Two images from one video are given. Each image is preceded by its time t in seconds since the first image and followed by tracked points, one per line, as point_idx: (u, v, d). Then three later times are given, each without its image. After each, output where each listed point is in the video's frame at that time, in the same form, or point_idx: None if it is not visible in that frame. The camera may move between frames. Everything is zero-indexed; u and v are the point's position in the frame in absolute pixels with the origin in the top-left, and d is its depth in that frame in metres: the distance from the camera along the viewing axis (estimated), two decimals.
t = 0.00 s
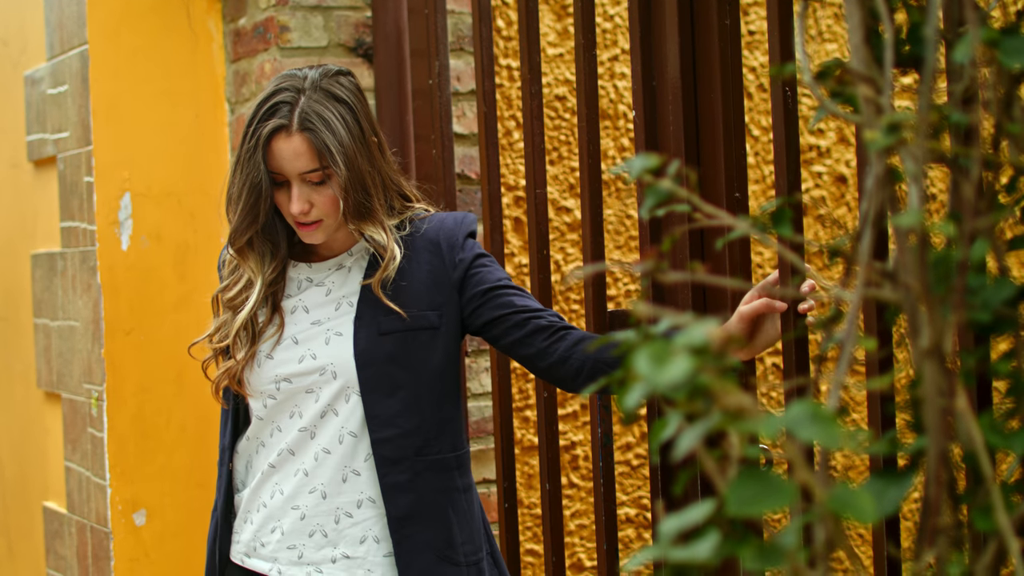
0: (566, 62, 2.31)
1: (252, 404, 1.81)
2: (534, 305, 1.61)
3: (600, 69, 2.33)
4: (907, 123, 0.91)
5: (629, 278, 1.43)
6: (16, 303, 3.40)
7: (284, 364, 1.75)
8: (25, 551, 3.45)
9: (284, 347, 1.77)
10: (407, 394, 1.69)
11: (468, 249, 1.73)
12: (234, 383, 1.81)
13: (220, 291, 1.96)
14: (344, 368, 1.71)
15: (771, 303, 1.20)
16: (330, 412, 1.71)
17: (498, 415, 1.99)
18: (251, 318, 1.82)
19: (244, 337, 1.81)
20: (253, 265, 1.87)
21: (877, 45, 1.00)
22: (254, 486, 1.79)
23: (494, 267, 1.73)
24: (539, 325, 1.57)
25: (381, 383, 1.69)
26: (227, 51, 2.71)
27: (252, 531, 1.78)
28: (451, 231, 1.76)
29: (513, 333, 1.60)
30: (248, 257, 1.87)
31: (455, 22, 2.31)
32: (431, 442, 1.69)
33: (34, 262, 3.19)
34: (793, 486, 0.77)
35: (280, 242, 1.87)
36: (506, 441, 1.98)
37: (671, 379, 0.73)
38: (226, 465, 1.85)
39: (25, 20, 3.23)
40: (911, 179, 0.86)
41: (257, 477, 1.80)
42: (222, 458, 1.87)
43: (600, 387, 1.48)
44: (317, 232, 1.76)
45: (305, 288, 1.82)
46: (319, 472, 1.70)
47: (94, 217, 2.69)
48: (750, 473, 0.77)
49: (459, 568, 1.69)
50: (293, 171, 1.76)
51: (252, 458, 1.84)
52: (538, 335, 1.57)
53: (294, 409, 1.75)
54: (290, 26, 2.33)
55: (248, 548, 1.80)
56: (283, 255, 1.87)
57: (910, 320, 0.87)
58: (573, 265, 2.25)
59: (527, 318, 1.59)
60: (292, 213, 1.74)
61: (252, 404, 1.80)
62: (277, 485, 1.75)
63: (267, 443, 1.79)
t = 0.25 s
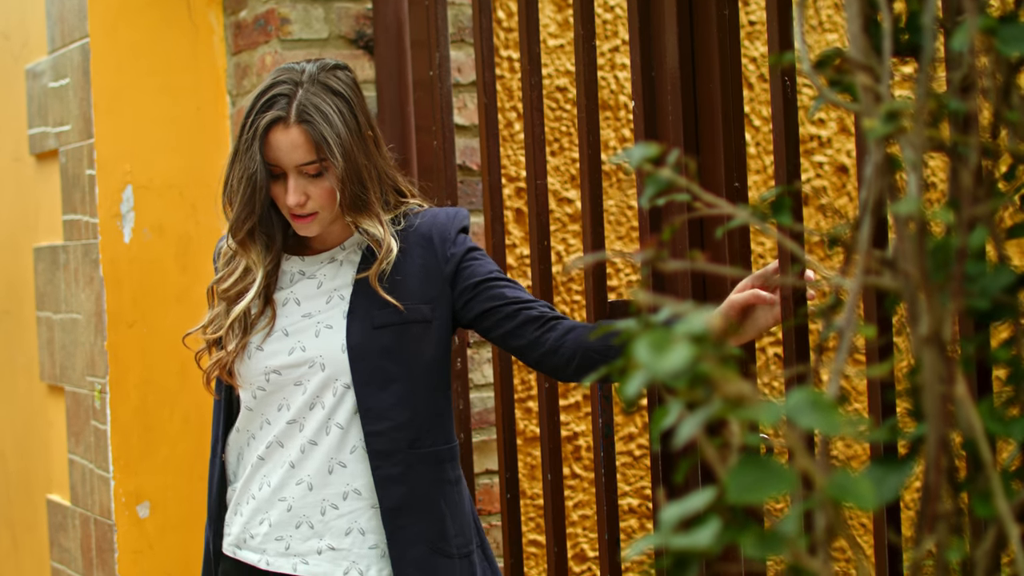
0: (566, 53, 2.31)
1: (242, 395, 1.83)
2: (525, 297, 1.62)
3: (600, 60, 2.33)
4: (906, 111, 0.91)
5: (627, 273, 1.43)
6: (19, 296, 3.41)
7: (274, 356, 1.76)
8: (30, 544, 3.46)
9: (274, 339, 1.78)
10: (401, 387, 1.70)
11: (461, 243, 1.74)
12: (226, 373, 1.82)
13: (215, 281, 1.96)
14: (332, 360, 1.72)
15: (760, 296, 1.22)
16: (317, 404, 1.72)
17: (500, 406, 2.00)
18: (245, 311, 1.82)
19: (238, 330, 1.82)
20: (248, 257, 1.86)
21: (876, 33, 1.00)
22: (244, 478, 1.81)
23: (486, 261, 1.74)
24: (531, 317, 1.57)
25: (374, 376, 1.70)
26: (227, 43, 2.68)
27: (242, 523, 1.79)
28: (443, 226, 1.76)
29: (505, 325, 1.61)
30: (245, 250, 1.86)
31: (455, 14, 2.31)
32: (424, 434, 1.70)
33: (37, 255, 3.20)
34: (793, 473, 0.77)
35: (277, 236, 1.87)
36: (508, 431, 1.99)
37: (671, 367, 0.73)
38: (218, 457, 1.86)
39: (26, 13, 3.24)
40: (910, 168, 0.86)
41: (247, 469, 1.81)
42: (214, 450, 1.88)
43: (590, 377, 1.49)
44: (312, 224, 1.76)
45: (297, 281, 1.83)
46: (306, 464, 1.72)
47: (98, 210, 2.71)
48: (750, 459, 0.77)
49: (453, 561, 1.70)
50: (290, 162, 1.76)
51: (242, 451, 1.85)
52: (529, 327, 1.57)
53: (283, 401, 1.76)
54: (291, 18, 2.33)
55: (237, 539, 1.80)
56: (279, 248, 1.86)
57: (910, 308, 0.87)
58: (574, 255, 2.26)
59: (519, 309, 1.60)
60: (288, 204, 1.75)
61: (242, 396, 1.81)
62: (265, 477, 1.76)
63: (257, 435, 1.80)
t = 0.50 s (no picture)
0: (568, 48, 2.31)
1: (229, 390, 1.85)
2: (514, 293, 1.63)
3: (602, 54, 2.33)
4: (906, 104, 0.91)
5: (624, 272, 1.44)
6: (22, 292, 3.41)
7: (260, 352, 1.77)
8: (33, 539, 3.47)
9: (261, 335, 1.79)
10: (392, 382, 1.70)
11: (451, 241, 1.75)
12: (215, 368, 1.84)
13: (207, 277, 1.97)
14: (317, 356, 1.73)
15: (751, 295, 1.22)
16: (301, 400, 1.73)
17: (501, 401, 2.00)
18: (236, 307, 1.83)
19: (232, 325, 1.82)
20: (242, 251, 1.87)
21: (876, 26, 1.00)
22: (233, 471, 1.82)
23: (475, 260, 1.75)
24: (519, 311, 1.58)
25: (363, 372, 1.70)
26: (230, 38, 2.66)
27: (230, 516, 1.80)
28: (432, 225, 1.78)
29: (493, 319, 1.62)
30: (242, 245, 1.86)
31: (456, 9, 2.32)
32: (415, 430, 1.70)
33: (40, 250, 3.21)
34: (793, 464, 0.77)
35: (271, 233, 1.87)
36: (510, 425, 1.99)
37: (672, 359, 0.73)
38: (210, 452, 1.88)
39: (29, 9, 3.24)
40: (910, 160, 0.86)
41: (235, 462, 1.82)
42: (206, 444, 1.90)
43: (575, 372, 1.49)
44: (307, 221, 1.77)
45: (285, 277, 1.84)
46: (290, 458, 1.72)
47: (101, 205, 2.72)
48: (751, 451, 0.77)
49: (443, 556, 1.70)
50: (289, 158, 1.77)
51: (231, 445, 1.86)
52: (517, 321, 1.58)
53: (269, 396, 1.77)
54: (293, 13, 2.33)
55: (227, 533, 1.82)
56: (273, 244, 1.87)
57: (910, 300, 0.87)
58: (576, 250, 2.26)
59: (507, 304, 1.61)
60: (286, 199, 1.75)
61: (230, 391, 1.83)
62: (251, 471, 1.77)
63: (245, 429, 1.81)
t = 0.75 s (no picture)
0: (571, 46, 2.31)
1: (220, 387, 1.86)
2: (501, 290, 1.65)
3: (605, 52, 2.33)
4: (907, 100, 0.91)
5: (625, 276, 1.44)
6: (26, 291, 3.42)
7: (250, 349, 1.79)
8: (38, 537, 3.48)
9: (250, 333, 1.81)
10: (381, 380, 1.72)
11: (439, 240, 1.76)
12: (207, 363, 1.84)
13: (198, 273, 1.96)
14: (306, 353, 1.74)
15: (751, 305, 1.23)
16: (290, 397, 1.75)
17: (505, 398, 2.00)
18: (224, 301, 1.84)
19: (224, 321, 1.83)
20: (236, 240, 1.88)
21: (877, 23, 1.00)
22: (225, 468, 1.84)
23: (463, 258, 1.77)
24: (506, 309, 1.61)
25: (353, 370, 1.72)
26: (233, 37, 2.62)
27: (222, 512, 1.82)
28: (420, 224, 1.79)
29: (481, 316, 1.64)
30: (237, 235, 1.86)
31: (459, 7, 2.32)
32: (404, 427, 1.72)
33: (44, 249, 3.22)
34: (795, 460, 0.77)
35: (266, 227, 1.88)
36: (514, 423, 1.99)
37: (673, 356, 0.74)
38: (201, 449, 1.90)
39: (32, 9, 3.25)
40: (911, 157, 0.87)
41: (228, 458, 1.84)
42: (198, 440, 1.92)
43: (561, 370, 1.52)
44: (304, 213, 1.77)
45: (275, 275, 1.85)
46: (280, 454, 1.74)
47: (105, 204, 2.73)
48: (752, 447, 0.78)
49: (432, 551, 1.73)
50: (293, 147, 1.77)
51: (223, 441, 1.88)
52: (504, 319, 1.61)
53: (260, 393, 1.78)
54: (296, 11, 2.32)
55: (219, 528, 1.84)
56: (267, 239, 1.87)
57: (911, 296, 0.87)
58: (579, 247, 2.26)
59: (493, 302, 1.63)
60: (286, 188, 1.75)
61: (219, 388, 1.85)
62: (244, 467, 1.79)
63: (236, 426, 1.83)
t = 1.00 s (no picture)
0: (572, 45, 2.31)
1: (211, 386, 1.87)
2: (481, 294, 1.66)
3: (605, 52, 2.34)
4: (905, 98, 0.92)
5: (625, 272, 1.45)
6: (28, 291, 3.43)
7: (241, 349, 1.80)
8: (40, 538, 3.49)
9: (240, 332, 1.82)
10: (368, 378, 1.74)
11: (424, 239, 1.77)
12: (204, 353, 1.85)
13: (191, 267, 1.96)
14: (297, 352, 1.75)
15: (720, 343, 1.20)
16: (283, 395, 1.76)
17: (506, 397, 2.01)
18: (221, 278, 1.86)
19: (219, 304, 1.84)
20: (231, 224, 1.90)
21: (875, 20, 1.00)
22: (218, 466, 1.85)
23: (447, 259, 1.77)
24: (482, 315, 1.61)
25: (341, 369, 1.74)
26: (233, 37, 2.57)
27: (215, 510, 1.83)
28: (406, 224, 1.80)
29: (461, 320, 1.65)
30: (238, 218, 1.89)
31: (459, 7, 2.33)
32: (389, 425, 1.74)
33: (46, 250, 3.22)
34: (793, 456, 0.77)
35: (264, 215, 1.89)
36: (515, 422, 1.99)
37: (671, 353, 0.74)
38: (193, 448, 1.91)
39: (33, 10, 3.26)
40: (909, 154, 0.87)
41: (220, 457, 1.85)
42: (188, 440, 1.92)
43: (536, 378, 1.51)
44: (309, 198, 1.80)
45: (263, 275, 1.86)
46: (274, 452, 1.75)
47: (106, 205, 2.73)
48: (751, 444, 0.78)
49: (415, 547, 1.74)
50: (304, 129, 1.80)
51: (215, 440, 1.88)
52: (480, 326, 1.61)
53: (252, 391, 1.79)
54: (297, 12, 2.32)
55: (211, 526, 1.84)
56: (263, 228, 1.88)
57: (909, 292, 0.88)
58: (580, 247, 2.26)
59: (472, 307, 1.64)
60: (298, 169, 1.78)
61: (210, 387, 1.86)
62: (238, 466, 1.80)
63: (228, 425, 1.84)
